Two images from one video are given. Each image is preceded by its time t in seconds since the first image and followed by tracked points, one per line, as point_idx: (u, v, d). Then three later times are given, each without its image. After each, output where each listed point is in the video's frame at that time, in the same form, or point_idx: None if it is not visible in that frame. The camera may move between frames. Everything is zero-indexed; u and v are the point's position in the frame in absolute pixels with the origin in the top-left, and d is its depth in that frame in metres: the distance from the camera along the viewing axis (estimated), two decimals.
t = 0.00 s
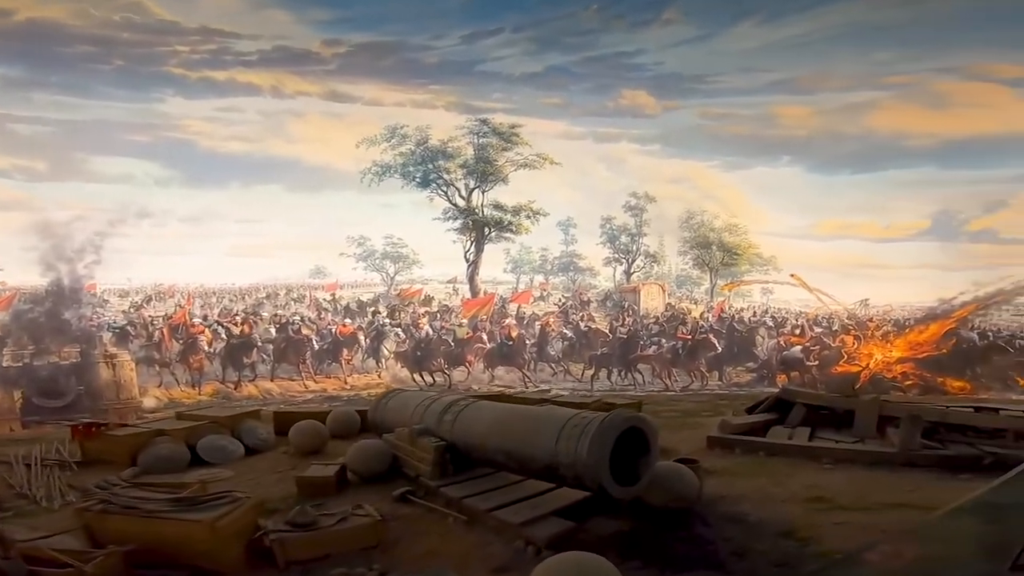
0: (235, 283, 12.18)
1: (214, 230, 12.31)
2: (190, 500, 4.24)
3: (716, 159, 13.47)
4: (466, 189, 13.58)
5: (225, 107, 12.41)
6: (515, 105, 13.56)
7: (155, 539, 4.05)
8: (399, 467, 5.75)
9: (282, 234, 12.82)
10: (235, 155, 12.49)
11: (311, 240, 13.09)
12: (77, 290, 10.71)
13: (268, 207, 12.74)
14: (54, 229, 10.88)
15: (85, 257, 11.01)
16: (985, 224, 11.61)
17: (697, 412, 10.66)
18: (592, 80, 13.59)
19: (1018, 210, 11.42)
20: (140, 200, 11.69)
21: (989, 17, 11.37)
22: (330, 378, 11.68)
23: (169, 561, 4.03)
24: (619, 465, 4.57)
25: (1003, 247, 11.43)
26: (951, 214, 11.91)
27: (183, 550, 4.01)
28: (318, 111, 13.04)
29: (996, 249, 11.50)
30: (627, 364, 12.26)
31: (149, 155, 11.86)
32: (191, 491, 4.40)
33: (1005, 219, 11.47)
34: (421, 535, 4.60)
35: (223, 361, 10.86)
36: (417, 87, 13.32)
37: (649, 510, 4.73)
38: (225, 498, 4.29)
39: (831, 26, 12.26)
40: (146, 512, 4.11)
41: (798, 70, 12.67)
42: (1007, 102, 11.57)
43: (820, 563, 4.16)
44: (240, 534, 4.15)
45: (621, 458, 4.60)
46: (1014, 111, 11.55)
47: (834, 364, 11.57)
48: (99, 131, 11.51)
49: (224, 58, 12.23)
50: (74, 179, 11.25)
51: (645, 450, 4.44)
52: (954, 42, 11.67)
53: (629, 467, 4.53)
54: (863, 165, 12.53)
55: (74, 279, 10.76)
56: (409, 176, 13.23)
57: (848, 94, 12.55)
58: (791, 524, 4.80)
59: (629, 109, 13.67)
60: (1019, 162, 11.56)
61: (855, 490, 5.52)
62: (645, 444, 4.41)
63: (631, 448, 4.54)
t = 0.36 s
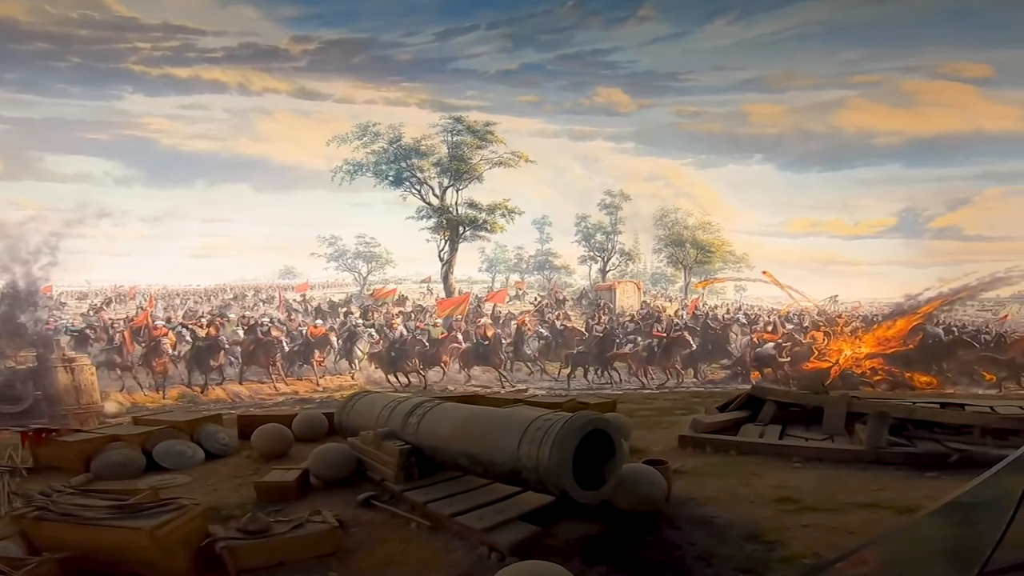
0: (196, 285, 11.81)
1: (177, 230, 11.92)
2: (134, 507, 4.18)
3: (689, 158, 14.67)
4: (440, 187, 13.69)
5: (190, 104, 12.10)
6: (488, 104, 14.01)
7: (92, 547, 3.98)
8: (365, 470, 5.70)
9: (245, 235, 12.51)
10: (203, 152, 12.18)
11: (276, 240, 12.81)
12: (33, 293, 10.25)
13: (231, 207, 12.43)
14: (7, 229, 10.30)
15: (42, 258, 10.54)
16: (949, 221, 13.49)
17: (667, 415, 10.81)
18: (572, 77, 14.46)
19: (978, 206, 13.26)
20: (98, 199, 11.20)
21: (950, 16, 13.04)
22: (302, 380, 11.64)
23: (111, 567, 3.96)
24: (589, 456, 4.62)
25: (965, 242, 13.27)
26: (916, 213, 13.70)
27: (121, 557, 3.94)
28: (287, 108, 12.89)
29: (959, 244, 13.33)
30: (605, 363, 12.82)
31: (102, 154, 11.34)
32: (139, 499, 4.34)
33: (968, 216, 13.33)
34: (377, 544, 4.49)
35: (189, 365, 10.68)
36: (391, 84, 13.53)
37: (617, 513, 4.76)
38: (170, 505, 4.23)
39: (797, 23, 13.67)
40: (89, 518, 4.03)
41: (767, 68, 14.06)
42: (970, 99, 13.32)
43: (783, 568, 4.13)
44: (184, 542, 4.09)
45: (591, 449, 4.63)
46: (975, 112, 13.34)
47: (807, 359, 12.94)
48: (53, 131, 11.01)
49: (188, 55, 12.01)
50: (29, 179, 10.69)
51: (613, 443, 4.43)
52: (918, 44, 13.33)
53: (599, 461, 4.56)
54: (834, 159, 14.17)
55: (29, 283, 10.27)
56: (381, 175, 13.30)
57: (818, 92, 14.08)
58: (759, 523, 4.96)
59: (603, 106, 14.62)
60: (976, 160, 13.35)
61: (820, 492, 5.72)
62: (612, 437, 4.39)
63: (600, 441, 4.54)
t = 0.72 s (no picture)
0: (169, 286, 11.63)
1: (144, 231, 11.70)
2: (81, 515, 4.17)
3: (669, 158, 14.80)
4: (419, 186, 13.66)
5: (159, 103, 11.91)
6: (468, 103, 13.97)
7: (32, 554, 3.94)
8: (333, 476, 5.78)
9: (216, 234, 12.31)
10: (172, 151, 11.95)
11: (250, 240, 12.60)
12: None
13: (202, 208, 12.20)
14: None
15: (6, 260, 10.36)
16: (924, 221, 13.99)
17: (644, 417, 10.91)
18: (551, 76, 14.40)
19: (951, 206, 13.82)
20: (63, 199, 10.98)
21: (923, 15, 13.50)
22: (278, 383, 11.56)
23: None
24: (568, 455, 4.72)
25: (939, 242, 13.86)
26: (892, 212, 14.15)
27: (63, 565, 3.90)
28: (261, 106, 12.69)
29: (933, 243, 13.90)
30: (586, 363, 13.07)
31: (68, 153, 11.09)
32: (89, 506, 4.36)
33: (942, 216, 13.90)
34: (339, 552, 4.59)
35: (160, 368, 10.58)
36: (369, 83, 13.43)
37: (587, 520, 4.94)
38: (118, 513, 4.25)
39: (778, 22, 13.92)
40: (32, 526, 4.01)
41: (746, 68, 14.34)
42: (944, 100, 13.92)
43: None
44: (133, 550, 4.10)
45: (569, 447, 4.73)
46: (948, 112, 13.94)
47: (785, 359, 13.32)
48: (17, 129, 10.70)
49: (157, 53, 11.82)
50: None
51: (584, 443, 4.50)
52: (892, 43, 13.77)
53: (577, 459, 4.66)
54: (810, 160, 14.53)
55: None
56: (360, 174, 13.20)
57: (794, 92, 14.42)
58: (736, 530, 5.17)
59: (585, 105, 14.66)
60: (951, 160, 13.92)
61: (793, 493, 6.00)
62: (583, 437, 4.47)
63: (575, 441, 4.62)
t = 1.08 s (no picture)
0: (132, 286, 11.37)
1: (106, 228, 11.44)
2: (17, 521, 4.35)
3: (645, 156, 14.96)
4: (395, 184, 13.61)
5: (122, 98, 11.64)
6: (444, 100, 13.98)
7: None
8: (295, 479, 5.91)
9: (182, 232, 12.07)
10: (134, 148, 11.69)
11: (213, 240, 12.32)
12: None
13: (167, 206, 11.95)
14: None
15: None
16: (894, 220, 14.15)
17: (619, 417, 10.98)
18: (527, 73, 14.55)
19: (920, 207, 13.94)
20: (23, 196, 10.72)
21: (897, 17, 13.73)
22: (248, 384, 11.39)
23: None
24: (534, 458, 4.79)
25: (909, 241, 14.00)
26: (863, 211, 14.34)
27: None
28: (232, 102, 12.47)
29: (902, 242, 14.05)
30: (564, 362, 13.01)
31: (27, 149, 10.76)
32: (30, 513, 4.55)
33: (912, 216, 14.04)
34: (294, 558, 4.78)
35: (123, 369, 10.34)
36: (343, 78, 13.34)
37: (555, 525, 5.21)
38: (55, 519, 4.44)
39: (751, 22, 14.26)
40: None
41: (723, 66, 14.57)
42: (914, 100, 14.04)
43: None
44: (72, 554, 4.27)
45: (535, 450, 4.79)
46: (917, 111, 14.06)
47: (759, 357, 13.43)
48: None
49: (123, 47, 11.52)
50: None
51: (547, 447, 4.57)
52: (865, 43, 13.98)
53: (542, 462, 4.72)
54: (782, 162, 14.77)
55: None
56: (333, 171, 13.03)
57: (769, 92, 14.62)
58: (705, 535, 5.38)
59: (562, 103, 14.79)
60: (920, 160, 14.07)
61: (763, 496, 6.21)
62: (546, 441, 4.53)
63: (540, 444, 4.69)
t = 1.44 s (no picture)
0: (92, 284, 11.07)
1: (64, 225, 11.11)
2: None
3: (621, 155, 15.07)
4: (368, 181, 13.56)
5: (80, 92, 11.28)
6: (419, 96, 13.85)
7: None
8: (254, 484, 5.79)
9: (145, 229, 11.75)
10: (92, 143, 11.32)
11: (178, 237, 12.02)
12: None
13: (127, 202, 11.57)
14: None
15: None
16: (861, 220, 14.16)
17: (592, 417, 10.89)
18: (503, 71, 14.39)
19: (886, 207, 13.93)
20: None
21: (867, 19, 13.74)
22: (214, 385, 11.19)
23: None
24: (496, 463, 4.70)
25: (876, 241, 14.03)
26: (832, 211, 14.44)
27: None
28: (197, 97, 12.17)
29: (869, 242, 14.07)
30: (539, 361, 12.98)
31: None
32: None
33: (878, 215, 14.04)
34: (245, 566, 4.68)
35: (80, 371, 10.07)
36: (314, 74, 13.09)
37: (523, 534, 5.19)
38: None
39: (725, 22, 14.29)
40: None
41: (698, 66, 14.54)
42: (882, 100, 14.02)
43: None
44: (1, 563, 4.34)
45: (498, 454, 4.69)
46: (885, 112, 14.04)
47: (732, 355, 13.42)
48: None
49: (80, 41, 11.22)
50: None
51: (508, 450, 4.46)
52: (838, 43, 13.99)
53: (505, 466, 4.63)
54: (755, 160, 14.89)
55: None
56: (304, 168, 12.84)
57: (743, 92, 14.66)
58: (672, 540, 5.33)
59: (538, 101, 14.74)
60: (886, 161, 14.09)
61: (732, 499, 6.19)
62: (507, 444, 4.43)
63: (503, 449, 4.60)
